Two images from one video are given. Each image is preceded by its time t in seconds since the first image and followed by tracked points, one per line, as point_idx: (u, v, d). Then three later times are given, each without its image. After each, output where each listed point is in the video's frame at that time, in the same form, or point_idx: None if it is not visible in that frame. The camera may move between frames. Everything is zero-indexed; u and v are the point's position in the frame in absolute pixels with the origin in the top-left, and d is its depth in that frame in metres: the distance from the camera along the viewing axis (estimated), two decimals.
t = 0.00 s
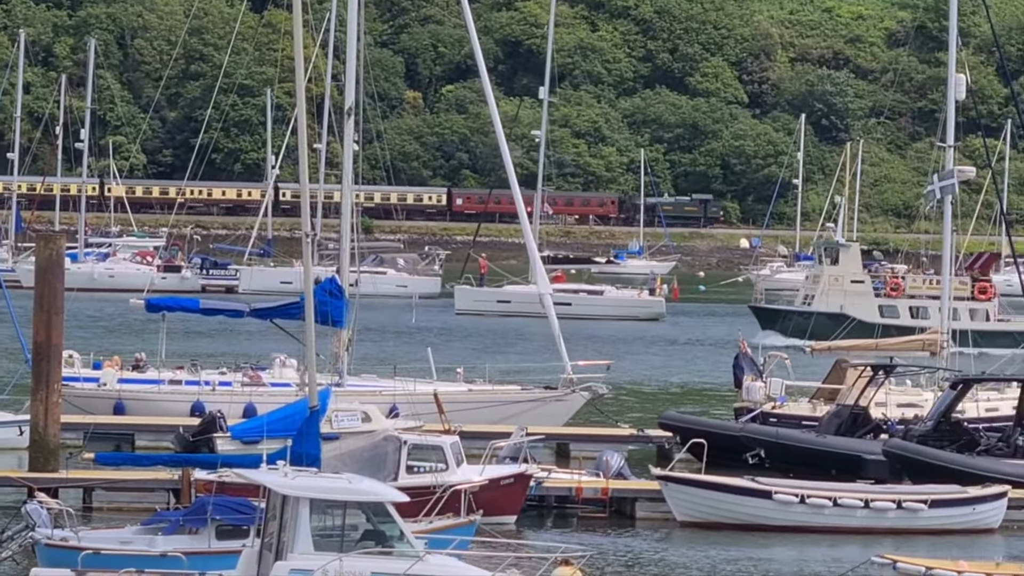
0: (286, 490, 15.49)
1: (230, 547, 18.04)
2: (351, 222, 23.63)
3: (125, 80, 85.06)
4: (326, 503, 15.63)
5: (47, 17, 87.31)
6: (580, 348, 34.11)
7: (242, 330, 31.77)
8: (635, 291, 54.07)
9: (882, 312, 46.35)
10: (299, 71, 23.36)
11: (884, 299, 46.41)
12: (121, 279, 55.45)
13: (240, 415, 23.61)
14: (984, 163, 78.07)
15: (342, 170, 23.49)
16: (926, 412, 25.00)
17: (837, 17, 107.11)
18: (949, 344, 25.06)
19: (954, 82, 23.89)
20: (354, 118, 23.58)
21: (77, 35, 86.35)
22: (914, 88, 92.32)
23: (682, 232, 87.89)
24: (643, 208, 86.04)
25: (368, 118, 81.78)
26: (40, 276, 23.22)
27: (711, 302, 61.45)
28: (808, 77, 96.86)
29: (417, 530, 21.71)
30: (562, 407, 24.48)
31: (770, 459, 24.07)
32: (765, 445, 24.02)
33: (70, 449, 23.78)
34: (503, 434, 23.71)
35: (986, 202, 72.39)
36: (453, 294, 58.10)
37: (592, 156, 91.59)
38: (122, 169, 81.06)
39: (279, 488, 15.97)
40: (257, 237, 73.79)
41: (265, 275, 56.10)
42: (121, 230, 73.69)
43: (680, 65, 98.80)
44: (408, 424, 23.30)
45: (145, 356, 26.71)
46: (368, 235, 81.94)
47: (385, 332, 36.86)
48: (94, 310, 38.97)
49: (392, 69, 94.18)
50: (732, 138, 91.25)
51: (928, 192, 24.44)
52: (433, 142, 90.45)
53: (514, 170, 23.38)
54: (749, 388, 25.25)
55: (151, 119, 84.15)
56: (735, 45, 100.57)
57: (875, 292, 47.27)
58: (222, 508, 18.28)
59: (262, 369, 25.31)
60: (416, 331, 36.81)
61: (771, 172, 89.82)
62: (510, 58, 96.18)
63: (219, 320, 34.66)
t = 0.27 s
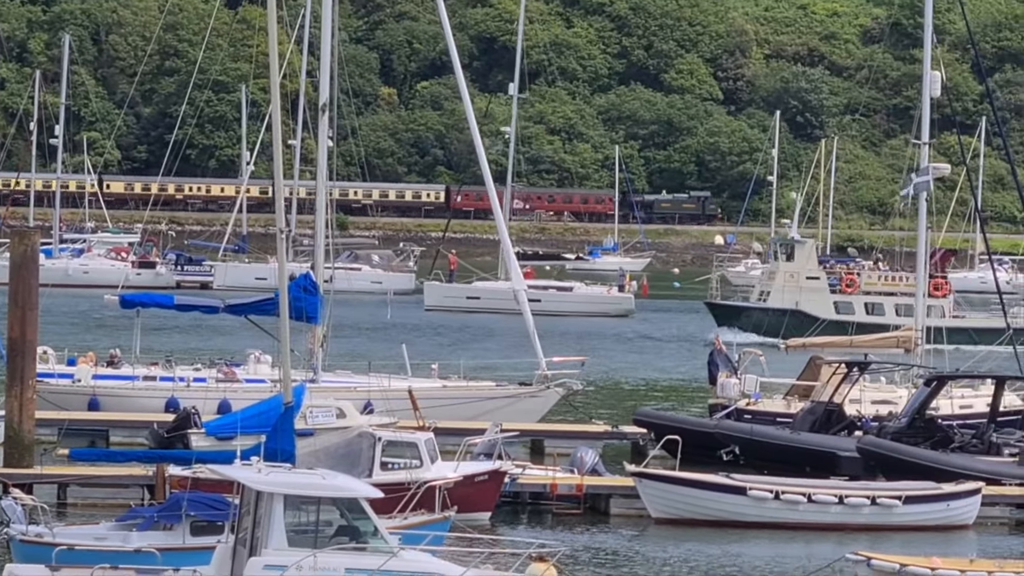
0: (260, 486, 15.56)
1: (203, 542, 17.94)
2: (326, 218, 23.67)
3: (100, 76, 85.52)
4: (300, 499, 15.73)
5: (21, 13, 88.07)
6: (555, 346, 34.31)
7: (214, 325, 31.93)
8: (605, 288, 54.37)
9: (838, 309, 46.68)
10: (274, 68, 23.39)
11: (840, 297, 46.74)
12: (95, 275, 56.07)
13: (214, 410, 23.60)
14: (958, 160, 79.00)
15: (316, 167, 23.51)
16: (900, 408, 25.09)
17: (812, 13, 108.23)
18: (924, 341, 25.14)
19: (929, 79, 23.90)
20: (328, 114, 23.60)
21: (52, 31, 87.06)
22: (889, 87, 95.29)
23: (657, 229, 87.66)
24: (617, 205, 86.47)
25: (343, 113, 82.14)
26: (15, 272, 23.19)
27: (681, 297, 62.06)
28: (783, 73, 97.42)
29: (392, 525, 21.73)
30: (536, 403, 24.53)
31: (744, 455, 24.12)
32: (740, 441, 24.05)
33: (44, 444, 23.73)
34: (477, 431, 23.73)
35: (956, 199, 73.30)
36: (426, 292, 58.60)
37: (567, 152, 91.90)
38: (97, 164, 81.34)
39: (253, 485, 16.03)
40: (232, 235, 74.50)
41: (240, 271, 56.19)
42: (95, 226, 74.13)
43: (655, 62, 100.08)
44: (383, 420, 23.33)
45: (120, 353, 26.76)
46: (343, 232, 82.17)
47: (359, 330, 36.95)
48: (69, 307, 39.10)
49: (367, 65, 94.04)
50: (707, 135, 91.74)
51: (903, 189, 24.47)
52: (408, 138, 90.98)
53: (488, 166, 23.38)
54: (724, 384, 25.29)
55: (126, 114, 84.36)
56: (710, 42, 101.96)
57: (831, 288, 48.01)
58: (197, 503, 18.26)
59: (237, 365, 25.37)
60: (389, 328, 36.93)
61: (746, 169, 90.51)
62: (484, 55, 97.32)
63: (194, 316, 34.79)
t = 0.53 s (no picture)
0: (233, 484, 15.53)
1: (179, 539, 17.55)
2: (301, 217, 23.71)
3: (75, 74, 86.58)
4: (274, 496, 15.71)
5: None
6: (531, 348, 34.47)
7: (187, 325, 32.14)
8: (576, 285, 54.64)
9: (794, 306, 47.16)
10: (248, 67, 23.44)
11: (795, 294, 47.09)
12: (70, 273, 56.40)
13: (189, 408, 23.61)
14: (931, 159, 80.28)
15: (291, 164, 23.55)
16: (875, 407, 25.15)
17: (786, 13, 109.69)
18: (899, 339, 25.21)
19: (904, 78, 23.94)
20: (303, 112, 23.65)
21: (27, 29, 88.87)
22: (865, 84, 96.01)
23: (632, 227, 87.87)
24: (592, 202, 87.07)
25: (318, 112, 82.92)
26: None
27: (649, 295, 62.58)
28: (758, 73, 98.65)
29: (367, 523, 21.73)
30: (511, 401, 24.60)
31: (719, 453, 24.20)
32: (715, 439, 24.08)
33: (18, 442, 23.70)
34: (451, 428, 23.74)
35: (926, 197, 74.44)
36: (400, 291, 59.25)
37: (540, 151, 93.35)
38: (72, 162, 81.98)
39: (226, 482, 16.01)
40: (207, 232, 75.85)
41: (214, 269, 55.98)
42: (71, 223, 74.78)
43: (630, 60, 101.72)
44: (357, 418, 23.34)
45: (95, 351, 26.80)
46: (318, 229, 82.62)
47: (333, 330, 37.09)
48: (43, 305, 39.25)
49: (341, 64, 96.54)
50: (682, 133, 92.11)
51: (877, 187, 24.51)
52: (383, 136, 91.77)
53: (463, 164, 23.42)
54: (698, 382, 25.33)
55: (100, 113, 84.95)
56: (685, 40, 103.69)
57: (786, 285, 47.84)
58: (172, 502, 17.92)
59: (213, 363, 25.41)
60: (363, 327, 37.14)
61: (721, 167, 91.13)
62: (459, 53, 98.99)
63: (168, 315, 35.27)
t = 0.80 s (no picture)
0: (207, 481, 15.52)
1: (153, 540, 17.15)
2: (274, 214, 23.69)
3: (48, 71, 86.76)
4: (248, 493, 15.68)
5: None
6: (506, 348, 34.60)
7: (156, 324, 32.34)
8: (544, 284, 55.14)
9: (749, 302, 47.23)
10: (222, 63, 23.38)
11: (749, 290, 47.26)
12: (43, 270, 56.79)
13: (163, 405, 23.59)
14: (905, 157, 81.29)
15: (265, 161, 23.50)
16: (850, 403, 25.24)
17: (761, 9, 110.36)
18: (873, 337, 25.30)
19: (879, 76, 23.98)
20: (277, 109, 23.61)
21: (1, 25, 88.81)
22: (839, 82, 96.24)
23: (605, 225, 88.64)
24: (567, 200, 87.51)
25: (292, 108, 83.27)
26: None
27: (619, 291, 62.98)
28: (731, 70, 99.42)
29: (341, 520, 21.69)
30: (485, 399, 24.65)
31: (692, 450, 24.29)
32: (689, 437, 24.14)
33: None
34: (426, 425, 23.75)
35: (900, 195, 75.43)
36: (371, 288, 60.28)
37: (515, 148, 94.13)
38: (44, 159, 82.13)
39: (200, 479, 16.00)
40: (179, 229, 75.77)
41: (187, 266, 56.77)
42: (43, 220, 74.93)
43: (604, 57, 102.24)
44: (331, 415, 23.33)
45: (68, 347, 26.79)
46: (292, 227, 82.93)
47: (305, 330, 37.13)
48: (16, 301, 39.27)
49: (317, 61, 97.04)
50: (656, 131, 93.18)
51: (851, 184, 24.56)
52: (357, 133, 91.95)
53: (437, 161, 23.39)
54: (673, 379, 25.38)
55: (73, 109, 85.10)
56: (659, 38, 103.68)
57: (740, 281, 47.88)
58: (146, 499, 17.50)
59: (186, 360, 25.42)
60: (335, 328, 37.66)
61: (695, 165, 91.73)
62: (434, 50, 99.17)
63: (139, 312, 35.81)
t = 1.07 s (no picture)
0: (179, 476, 15.59)
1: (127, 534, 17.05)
2: (250, 210, 23.71)
3: (23, 66, 87.03)
4: (222, 489, 15.73)
5: None
6: (482, 347, 34.78)
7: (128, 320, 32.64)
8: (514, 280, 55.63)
9: (704, 298, 47.25)
10: (197, 59, 23.37)
11: (705, 286, 47.20)
12: (17, 265, 57.30)
13: (138, 401, 23.59)
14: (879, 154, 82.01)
15: (241, 157, 23.50)
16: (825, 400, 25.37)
17: (735, 6, 111.40)
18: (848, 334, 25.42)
19: (854, 73, 24.07)
20: (253, 105, 23.61)
21: None
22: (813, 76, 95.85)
23: (581, 221, 89.24)
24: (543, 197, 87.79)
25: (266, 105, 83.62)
26: None
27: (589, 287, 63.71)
28: (706, 66, 99.97)
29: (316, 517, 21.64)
30: (461, 395, 24.71)
31: (667, 447, 24.36)
32: (664, 433, 24.23)
33: None
34: (401, 422, 23.79)
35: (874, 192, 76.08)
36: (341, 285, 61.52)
37: (490, 144, 94.42)
38: (20, 154, 82.58)
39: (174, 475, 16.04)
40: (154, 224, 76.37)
41: (163, 262, 57.06)
42: (17, 216, 75.51)
43: (579, 53, 102.04)
44: (306, 411, 23.35)
45: (43, 343, 26.83)
46: (266, 222, 83.50)
47: (279, 328, 37.24)
48: None
49: (291, 57, 97.64)
50: (631, 127, 93.98)
51: (826, 181, 24.66)
52: (332, 129, 92.54)
53: (413, 157, 23.40)
54: (648, 375, 25.48)
55: (48, 104, 85.51)
56: (634, 34, 104.23)
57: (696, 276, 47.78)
58: (120, 494, 17.44)
59: (161, 356, 25.45)
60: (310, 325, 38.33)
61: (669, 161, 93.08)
62: (409, 46, 99.61)
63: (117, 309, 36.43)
